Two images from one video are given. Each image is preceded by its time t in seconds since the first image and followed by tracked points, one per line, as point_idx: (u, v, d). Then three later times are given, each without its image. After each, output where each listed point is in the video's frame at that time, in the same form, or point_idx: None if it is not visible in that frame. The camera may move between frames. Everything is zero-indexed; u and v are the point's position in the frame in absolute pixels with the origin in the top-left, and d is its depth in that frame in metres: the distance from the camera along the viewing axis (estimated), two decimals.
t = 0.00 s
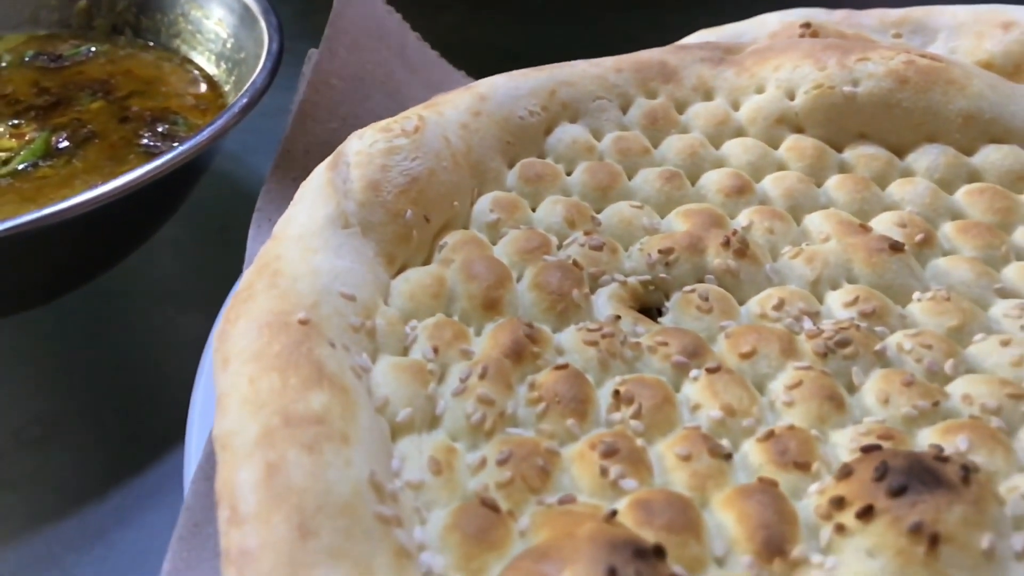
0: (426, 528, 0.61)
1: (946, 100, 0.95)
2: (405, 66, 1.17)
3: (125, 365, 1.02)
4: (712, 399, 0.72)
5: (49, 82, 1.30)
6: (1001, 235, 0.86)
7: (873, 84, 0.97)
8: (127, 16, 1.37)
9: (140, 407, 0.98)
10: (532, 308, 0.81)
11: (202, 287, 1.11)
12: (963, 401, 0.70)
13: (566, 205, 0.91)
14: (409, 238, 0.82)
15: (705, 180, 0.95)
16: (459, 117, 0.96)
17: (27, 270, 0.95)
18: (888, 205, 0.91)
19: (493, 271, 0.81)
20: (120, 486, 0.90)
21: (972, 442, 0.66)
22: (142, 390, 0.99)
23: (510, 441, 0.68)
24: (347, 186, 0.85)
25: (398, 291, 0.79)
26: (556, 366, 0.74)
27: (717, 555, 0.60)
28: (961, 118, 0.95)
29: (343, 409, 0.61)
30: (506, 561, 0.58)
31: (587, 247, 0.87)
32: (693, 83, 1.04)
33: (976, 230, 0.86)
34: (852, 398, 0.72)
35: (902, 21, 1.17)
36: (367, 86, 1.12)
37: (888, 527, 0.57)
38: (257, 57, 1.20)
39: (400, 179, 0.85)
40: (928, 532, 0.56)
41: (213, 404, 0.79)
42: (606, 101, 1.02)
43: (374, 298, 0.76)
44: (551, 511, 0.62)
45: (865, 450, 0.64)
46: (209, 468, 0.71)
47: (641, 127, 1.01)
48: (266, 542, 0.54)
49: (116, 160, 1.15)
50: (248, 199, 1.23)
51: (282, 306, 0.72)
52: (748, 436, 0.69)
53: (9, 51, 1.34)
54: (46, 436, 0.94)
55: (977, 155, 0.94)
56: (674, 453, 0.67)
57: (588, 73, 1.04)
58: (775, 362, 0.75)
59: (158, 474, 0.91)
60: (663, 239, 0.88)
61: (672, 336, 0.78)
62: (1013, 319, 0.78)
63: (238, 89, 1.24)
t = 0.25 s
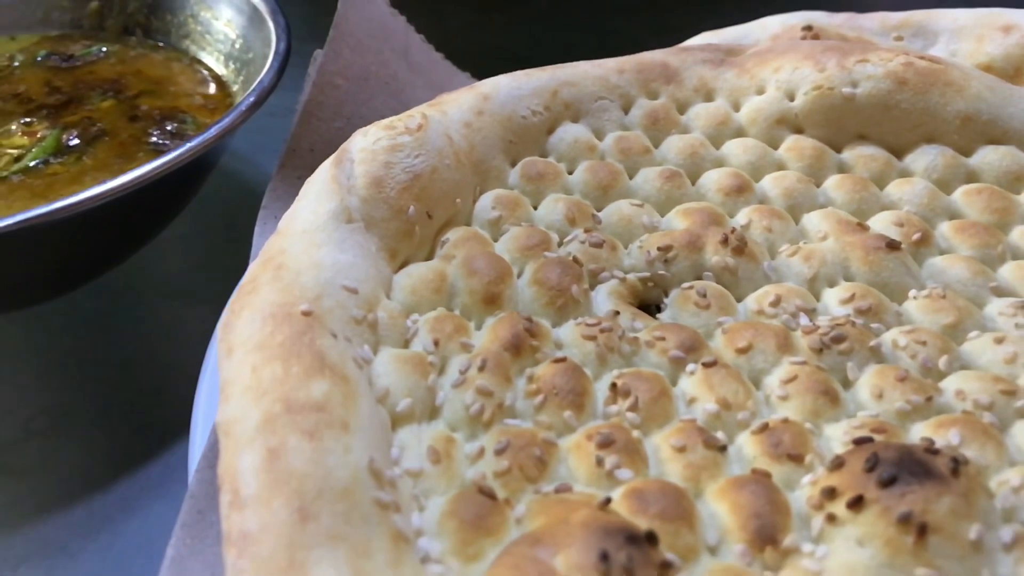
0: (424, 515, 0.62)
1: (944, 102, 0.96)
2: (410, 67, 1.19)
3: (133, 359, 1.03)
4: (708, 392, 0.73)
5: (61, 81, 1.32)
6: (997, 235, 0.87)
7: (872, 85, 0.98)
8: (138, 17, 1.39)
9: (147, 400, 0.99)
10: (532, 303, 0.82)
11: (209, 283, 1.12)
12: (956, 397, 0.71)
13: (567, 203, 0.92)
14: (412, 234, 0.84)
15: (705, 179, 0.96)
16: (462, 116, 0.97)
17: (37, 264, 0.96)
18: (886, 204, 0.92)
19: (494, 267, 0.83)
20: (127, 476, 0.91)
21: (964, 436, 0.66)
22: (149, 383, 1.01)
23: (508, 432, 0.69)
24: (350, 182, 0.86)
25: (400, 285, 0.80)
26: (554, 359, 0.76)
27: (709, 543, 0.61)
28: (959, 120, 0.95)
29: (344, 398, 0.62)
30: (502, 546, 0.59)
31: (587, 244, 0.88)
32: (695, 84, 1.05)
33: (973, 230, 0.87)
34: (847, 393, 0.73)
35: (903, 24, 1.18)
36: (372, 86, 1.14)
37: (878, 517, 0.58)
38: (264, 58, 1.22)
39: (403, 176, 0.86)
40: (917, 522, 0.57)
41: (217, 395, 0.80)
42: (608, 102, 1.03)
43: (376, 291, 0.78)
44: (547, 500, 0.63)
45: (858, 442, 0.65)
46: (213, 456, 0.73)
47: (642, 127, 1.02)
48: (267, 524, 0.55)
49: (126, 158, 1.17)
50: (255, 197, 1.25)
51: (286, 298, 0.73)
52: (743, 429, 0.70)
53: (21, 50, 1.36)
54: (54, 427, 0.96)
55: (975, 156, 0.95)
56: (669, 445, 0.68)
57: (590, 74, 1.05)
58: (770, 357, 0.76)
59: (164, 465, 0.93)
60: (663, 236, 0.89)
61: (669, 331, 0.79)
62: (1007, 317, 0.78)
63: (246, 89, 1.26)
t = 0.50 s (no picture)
0: (418, 503, 0.63)
1: (943, 102, 0.97)
2: (414, 68, 1.20)
3: (137, 353, 1.05)
4: (702, 386, 0.73)
5: (71, 80, 1.33)
6: (994, 235, 0.88)
7: (871, 86, 0.98)
8: (148, 18, 1.41)
9: (151, 393, 1.00)
10: (530, 298, 0.83)
11: (213, 279, 1.14)
12: (948, 393, 0.72)
13: (567, 201, 0.93)
14: (412, 230, 0.85)
15: (704, 179, 0.97)
16: (464, 114, 0.98)
17: (44, 258, 0.98)
18: (883, 204, 0.93)
19: (492, 263, 0.84)
20: (129, 468, 0.93)
21: (955, 431, 0.67)
22: (154, 376, 1.02)
23: (503, 423, 0.70)
24: (352, 177, 0.87)
25: (400, 280, 0.81)
26: (550, 353, 0.76)
27: (699, 534, 0.61)
28: (957, 121, 0.96)
29: (340, 387, 0.63)
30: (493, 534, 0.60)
31: (585, 241, 0.89)
32: (696, 84, 1.06)
33: (970, 230, 0.88)
34: (840, 389, 0.74)
35: (905, 27, 1.18)
36: (377, 85, 1.15)
37: (865, 508, 0.58)
38: (271, 57, 1.24)
39: (404, 172, 0.88)
40: (904, 512, 0.57)
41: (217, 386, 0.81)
42: (609, 101, 1.04)
43: (375, 285, 0.79)
44: (540, 489, 0.64)
45: (849, 436, 0.65)
46: (213, 446, 0.74)
47: (643, 127, 1.03)
48: (262, 508, 0.56)
49: (133, 155, 1.18)
50: (260, 196, 1.26)
51: (286, 290, 0.74)
52: (736, 423, 0.71)
53: (33, 50, 1.38)
54: (60, 419, 0.97)
55: (973, 156, 0.95)
56: (662, 438, 0.69)
57: (592, 74, 1.06)
58: (765, 353, 0.76)
59: (166, 458, 0.94)
60: (661, 234, 0.90)
61: (665, 326, 0.79)
62: (1002, 315, 0.79)
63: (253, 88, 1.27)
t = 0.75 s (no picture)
0: (406, 495, 0.63)
1: (936, 103, 0.97)
2: (411, 68, 1.21)
3: (134, 349, 1.06)
4: (690, 382, 0.74)
5: (73, 79, 1.34)
6: (985, 234, 0.88)
7: (865, 86, 0.98)
8: (149, 18, 1.42)
9: (148, 388, 1.01)
10: (522, 295, 0.84)
11: (210, 276, 1.15)
12: (936, 390, 0.72)
13: (561, 199, 0.94)
14: (405, 226, 0.85)
15: (698, 178, 0.98)
16: (459, 113, 0.99)
17: (42, 253, 0.98)
18: (876, 204, 0.93)
19: (485, 259, 0.84)
20: (125, 462, 0.93)
21: (941, 427, 0.67)
22: (151, 371, 1.03)
23: (491, 417, 0.70)
24: (346, 174, 0.88)
25: (393, 275, 0.82)
26: (541, 348, 0.77)
27: (685, 526, 0.62)
28: (950, 121, 0.96)
29: (329, 378, 0.64)
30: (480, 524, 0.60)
31: (578, 239, 0.89)
32: (690, 85, 1.07)
33: (961, 229, 0.88)
34: (828, 386, 0.74)
35: (900, 29, 1.19)
36: (373, 84, 1.16)
37: (849, 501, 0.59)
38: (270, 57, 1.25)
39: (398, 169, 0.88)
40: (886, 506, 0.58)
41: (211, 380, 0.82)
42: (604, 101, 1.05)
43: (367, 280, 0.79)
44: (527, 482, 0.64)
45: (834, 430, 0.66)
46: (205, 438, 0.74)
47: (638, 127, 1.03)
48: (249, 497, 0.56)
49: (133, 153, 1.19)
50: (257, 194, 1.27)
51: (279, 284, 0.75)
52: (724, 419, 0.71)
53: (35, 49, 1.39)
54: (56, 413, 0.98)
55: (966, 157, 0.96)
56: (649, 432, 0.69)
57: (588, 74, 1.06)
58: (754, 349, 0.77)
59: (161, 452, 0.95)
60: (653, 232, 0.90)
61: (655, 323, 0.80)
62: (991, 313, 0.79)
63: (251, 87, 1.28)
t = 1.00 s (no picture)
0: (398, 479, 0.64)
1: (930, 101, 0.98)
2: (414, 65, 1.22)
3: (138, 340, 1.07)
4: (682, 372, 0.75)
5: (81, 76, 1.36)
6: (978, 230, 0.88)
7: (860, 85, 0.99)
8: (157, 17, 1.44)
9: (151, 379, 1.03)
10: (518, 287, 0.85)
11: (214, 270, 1.16)
12: (925, 381, 0.73)
13: (558, 194, 0.95)
14: (403, 219, 0.87)
15: (694, 174, 0.99)
16: (458, 109, 1.00)
17: (48, 244, 1.00)
18: (870, 200, 0.94)
19: (481, 252, 0.85)
20: (127, 450, 0.95)
21: (928, 417, 0.67)
22: (153, 363, 1.05)
23: (485, 404, 0.71)
24: (345, 167, 0.89)
25: (391, 267, 0.83)
26: (535, 339, 0.78)
27: (672, 512, 0.63)
28: (944, 119, 0.97)
29: (324, 364, 0.65)
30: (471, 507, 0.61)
31: (574, 233, 0.91)
32: (688, 83, 1.08)
33: (954, 225, 0.89)
34: (819, 377, 0.75)
35: (899, 29, 1.20)
36: (376, 81, 1.18)
37: (833, 487, 0.59)
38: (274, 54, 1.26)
39: (396, 163, 0.90)
40: (870, 491, 0.58)
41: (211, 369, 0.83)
42: (603, 98, 1.06)
43: (365, 271, 0.81)
44: (518, 467, 0.65)
45: (822, 419, 0.66)
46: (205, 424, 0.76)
47: (636, 124, 1.05)
48: (243, 477, 0.58)
49: (139, 148, 1.21)
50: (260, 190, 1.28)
51: (277, 273, 0.76)
52: (714, 408, 0.72)
53: (44, 47, 1.41)
54: (60, 402, 0.99)
55: (960, 154, 0.97)
56: (640, 420, 0.70)
57: (587, 72, 1.08)
58: (746, 341, 0.78)
59: (163, 441, 0.96)
60: (649, 227, 0.91)
61: (648, 315, 0.81)
62: (982, 307, 0.80)
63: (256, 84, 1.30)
